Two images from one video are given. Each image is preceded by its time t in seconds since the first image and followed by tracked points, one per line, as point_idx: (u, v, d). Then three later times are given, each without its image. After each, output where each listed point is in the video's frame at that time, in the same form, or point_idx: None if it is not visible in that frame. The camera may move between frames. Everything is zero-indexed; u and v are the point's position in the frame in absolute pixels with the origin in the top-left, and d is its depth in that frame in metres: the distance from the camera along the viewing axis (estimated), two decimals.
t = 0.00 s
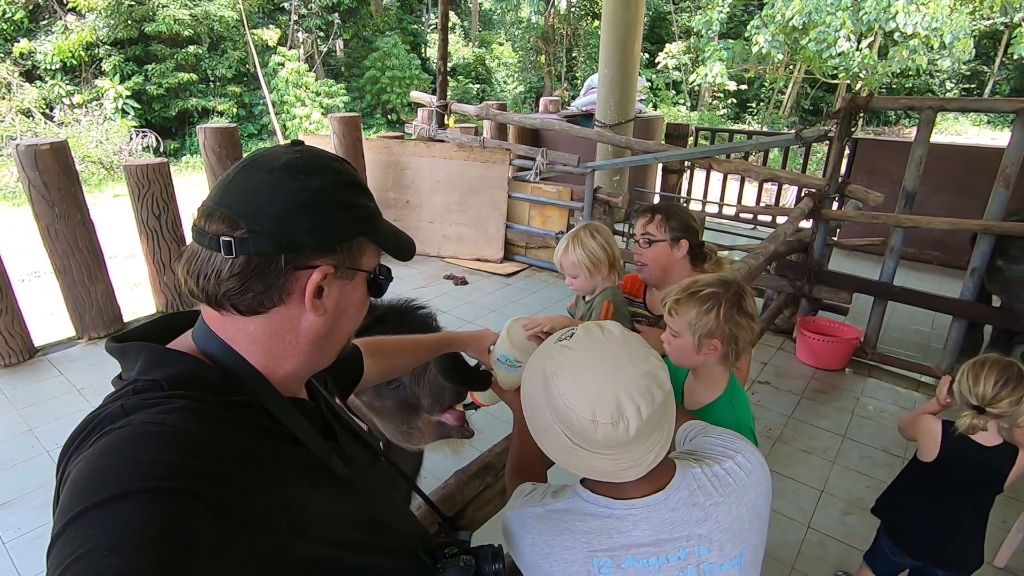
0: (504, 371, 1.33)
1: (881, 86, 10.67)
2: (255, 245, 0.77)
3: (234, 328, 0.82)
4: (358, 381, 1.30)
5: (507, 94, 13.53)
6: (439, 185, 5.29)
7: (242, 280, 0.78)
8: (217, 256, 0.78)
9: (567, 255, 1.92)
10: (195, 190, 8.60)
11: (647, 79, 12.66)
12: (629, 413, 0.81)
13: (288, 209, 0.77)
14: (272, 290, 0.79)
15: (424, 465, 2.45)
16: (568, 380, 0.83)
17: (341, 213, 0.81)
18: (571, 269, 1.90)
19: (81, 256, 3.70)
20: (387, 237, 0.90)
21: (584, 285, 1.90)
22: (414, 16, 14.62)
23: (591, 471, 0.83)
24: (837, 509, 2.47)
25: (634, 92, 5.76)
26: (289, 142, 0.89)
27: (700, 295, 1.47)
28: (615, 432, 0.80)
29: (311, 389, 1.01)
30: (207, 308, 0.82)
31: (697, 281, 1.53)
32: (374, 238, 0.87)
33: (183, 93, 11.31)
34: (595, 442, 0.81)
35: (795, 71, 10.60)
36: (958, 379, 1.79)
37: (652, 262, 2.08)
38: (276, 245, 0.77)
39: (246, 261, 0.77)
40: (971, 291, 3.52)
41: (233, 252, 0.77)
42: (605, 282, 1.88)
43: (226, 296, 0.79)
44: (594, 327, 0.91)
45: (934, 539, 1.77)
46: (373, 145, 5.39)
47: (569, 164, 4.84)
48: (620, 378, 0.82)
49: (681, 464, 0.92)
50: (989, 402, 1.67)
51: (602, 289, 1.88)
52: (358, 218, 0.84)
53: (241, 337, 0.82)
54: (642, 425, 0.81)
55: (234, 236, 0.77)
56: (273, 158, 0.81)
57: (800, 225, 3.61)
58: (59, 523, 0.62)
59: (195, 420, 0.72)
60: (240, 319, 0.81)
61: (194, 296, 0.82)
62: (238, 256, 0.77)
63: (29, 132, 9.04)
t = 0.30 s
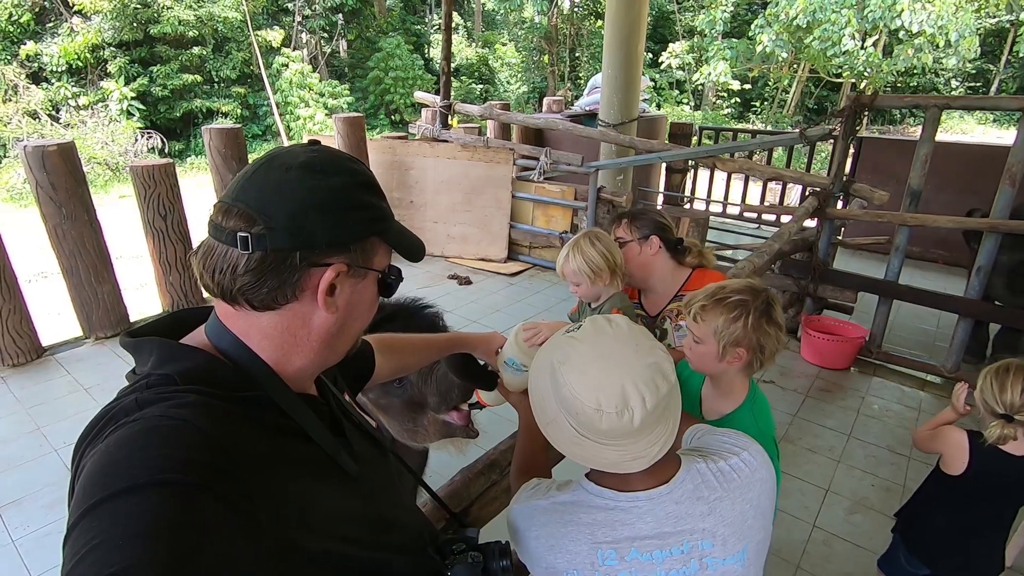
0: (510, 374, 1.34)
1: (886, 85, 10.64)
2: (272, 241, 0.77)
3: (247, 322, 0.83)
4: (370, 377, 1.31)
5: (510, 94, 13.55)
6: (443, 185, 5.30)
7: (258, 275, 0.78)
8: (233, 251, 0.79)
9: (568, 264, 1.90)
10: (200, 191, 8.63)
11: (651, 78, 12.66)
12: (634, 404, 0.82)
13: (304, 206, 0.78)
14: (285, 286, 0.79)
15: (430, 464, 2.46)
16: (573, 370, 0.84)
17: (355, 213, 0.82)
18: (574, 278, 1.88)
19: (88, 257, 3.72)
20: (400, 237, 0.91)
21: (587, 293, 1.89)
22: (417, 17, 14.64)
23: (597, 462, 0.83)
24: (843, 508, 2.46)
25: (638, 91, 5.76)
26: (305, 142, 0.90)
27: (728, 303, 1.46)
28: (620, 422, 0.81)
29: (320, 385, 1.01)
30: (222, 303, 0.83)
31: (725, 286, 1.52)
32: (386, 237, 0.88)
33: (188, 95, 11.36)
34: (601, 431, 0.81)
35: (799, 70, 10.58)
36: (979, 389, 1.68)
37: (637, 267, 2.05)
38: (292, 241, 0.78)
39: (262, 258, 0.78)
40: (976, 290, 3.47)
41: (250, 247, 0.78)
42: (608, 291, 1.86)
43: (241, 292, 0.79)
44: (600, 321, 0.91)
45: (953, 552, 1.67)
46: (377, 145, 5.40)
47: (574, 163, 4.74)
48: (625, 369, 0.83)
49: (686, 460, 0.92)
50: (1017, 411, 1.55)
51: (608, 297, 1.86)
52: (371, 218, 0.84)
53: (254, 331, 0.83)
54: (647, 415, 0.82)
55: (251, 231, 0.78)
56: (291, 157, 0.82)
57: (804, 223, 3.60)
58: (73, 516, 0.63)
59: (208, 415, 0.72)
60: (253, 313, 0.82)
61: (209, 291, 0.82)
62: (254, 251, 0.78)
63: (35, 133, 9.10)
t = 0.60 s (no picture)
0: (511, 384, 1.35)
1: (886, 86, 10.65)
2: (276, 249, 0.78)
3: (254, 331, 0.83)
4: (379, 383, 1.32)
5: (510, 95, 13.57)
6: (444, 186, 5.30)
7: (263, 284, 0.79)
8: (238, 260, 0.79)
9: (572, 272, 1.91)
10: (201, 193, 8.63)
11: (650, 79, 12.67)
12: (643, 408, 0.82)
13: (308, 214, 0.78)
14: (291, 293, 0.80)
15: (433, 467, 2.47)
16: (583, 373, 0.85)
17: (359, 218, 0.82)
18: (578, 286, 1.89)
19: (90, 259, 3.73)
20: (404, 241, 0.91)
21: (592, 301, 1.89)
22: (417, 17, 14.64)
23: (605, 466, 0.84)
24: (845, 509, 2.47)
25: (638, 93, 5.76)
26: (307, 149, 0.90)
27: (734, 307, 1.47)
28: (629, 426, 0.82)
29: (329, 391, 1.02)
30: (229, 312, 0.83)
31: (729, 290, 1.53)
32: (390, 242, 0.88)
33: (188, 96, 11.35)
34: (610, 435, 0.82)
35: (799, 71, 10.59)
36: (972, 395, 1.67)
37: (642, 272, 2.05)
38: (296, 250, 0.78)
39: (267, 267, 0.78)
40: (977, 292, 3.47)
41: (255, 257, 0.78)
42: (613, 299, 1.87)
43: (247, 301, 0.80)
44: (611, 327, 0.93)
45: (955, 554, 1.67)
46: (378, 146, 5.41)
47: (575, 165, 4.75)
48: (635, 374, 0.83)
49: (697, 469, 0.93)
50: (1014, 419, 1.56)
51: (613, 304, 1.87)
52: (374, 223, 0.85)
53: (261, 339, 0.83)
54: (656, 420, 0.82)
55: (255, 241, 0.78)
56: (292, 165, 0.82)
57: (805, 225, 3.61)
58: (88, 525, 0.64)
59: (218, 424, 0.73)
60: (260, 322, 0.82)
61: (215, 301, 0.83)
62: (259, 261, 0.78)
63: (35, 135, 9.09)
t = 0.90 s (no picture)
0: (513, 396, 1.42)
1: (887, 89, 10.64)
2: (264, 260, 0.78)
3: (242, 342, 0.83)
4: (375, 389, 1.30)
5: (512, 95, 13.57)
6: (444, 187, 5.30)
7: (251, 296, 0.78)
8: (226, 272, 0.79)
9: (573, 278, 1.91)
10: (201, 191, 8.62)
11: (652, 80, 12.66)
12: (675, 409, 0.85)
13: (295, 225, 0.78)
14: (280, 305, 0.80)
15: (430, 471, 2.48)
16: (617, 370, 0.89)
17: (346, 228, 0.82)
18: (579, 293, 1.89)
19: (90, 258, 3.73)
20: (392, 250, 0.91)
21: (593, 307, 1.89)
22: (419, 17, 14.63)
23: (631, 468, 0.87)
24: (842, 515, 2.47)
25: (640, 95, 5.76)
26: (294, 159, 0.90)
27: (730, 313, 1.47)
28: (659, 426, 0.85)
29: (321, 401, 1.02)
30: (217, 324, 0.83)
31: (724, 297, 1.54)
32: (378, 252, 0.88)
33: (189, 94, 11.35)
34: (639, 433, 0.85)
35: (801, 73, 10.58)
36: (973, 414, 1.57)
37: (646, 278, 2.05)
38: (285, 261, 0.78)
39: (255, 278, 0.78)
40: (977, 297, 3.47)
41: (242, 268, 0.78)
42: (615, 305, 1.87)
43: (235, 313, 0.79)
44: (647, 330, 0.97)
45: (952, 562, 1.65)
46: (379, 147, 5.40)
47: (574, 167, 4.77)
48: (669, 375, 0.87)
49: (719, 491, 0.95)
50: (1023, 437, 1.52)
51: (615, 312, 1.87)
52: (361, 233, 0.84)
53: (250, 350, 0.83)
54: (686, 422, 0.85)
55: (242, 253, 0.78)
56: (279, 176, 0.82)
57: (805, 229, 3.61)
58: (76, 540, 0.63)
59: (208, 436, 0.72)
60: (249, 334, 0.82)
61: (204, 313, 0.83)
62: (247, 272, 0.78)
63: (36, 132, 9.09)
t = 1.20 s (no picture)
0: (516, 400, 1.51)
1: (894, 90, 10.56)
2: (262, 261, 0.77)
3: (240, 343, 0.82)
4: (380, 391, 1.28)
5: (517, 94, 13.55)
6: (448, 186, 5.30)
7: (248, 296, 0.78)
8: (223, 272, 0.79)
9: (578, 280, 1.90)
10: (206, 187, 8.64)
11: (658, 79, 12.62)
12: (738, 412, 0.91)
13: (294, 226, 0.78)
14: (278, 306, 0.79)
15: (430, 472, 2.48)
16: (680, 370, 0.95)
17: (345, 230, 0.82)
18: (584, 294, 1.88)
19: (93, 253, 3.74)
20: (391, 252, 0.90)
21: (598, 310, 1.88)
22: (425, 15, 14.62)
23: (684, 471, 0.92)
24: (844, 519, 2.45)
25: (645, 94, 5.73)
26: (296, 160, 0.90)
27: (722, 321, 1.46)
28: (723, 427, 0.90)
29: (316, 402, 1.01)
30: (214, 324, 0.83)
31: (715, 306, 1.53)
32: (377, 254, 0.87)
33: (195, 90, 11.37)
34: (700, 434, 0.91)
35: (807, 74, 10.52)
36: (1012, 431, 1.52)
37: (652, 281, 2.05)
38: (283, 262, 0.78)
39: (253, 278, 0.78)
40: (984, 301, 3.43)
41: (240, 268, 0.78)
42: (619, 308, 1.86)
43: (233, 313, 0.79)
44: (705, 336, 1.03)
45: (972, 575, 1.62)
46: (383, 145, 5.40)
47: (579, 167, 4.77)
48: (735, 379, 0.92)
49: (770, 507, 0.95)
50: None
51: (619, 315, 1.86)
52: (360, 234, 0.84)
53: (246, 351, 0.83)
54: (749, 426, 0.91)
55: (240, 252, 0.78)
56: (279, 176, 0.82)
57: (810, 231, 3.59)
58: (66, 540, 0.63)
59: (203, 437, 0.72)
60: (246, 334, 0.82)
61: (201, 313, 0.82)
62: (245, 272, 0.78)
63: (43, 127, 9.13)
